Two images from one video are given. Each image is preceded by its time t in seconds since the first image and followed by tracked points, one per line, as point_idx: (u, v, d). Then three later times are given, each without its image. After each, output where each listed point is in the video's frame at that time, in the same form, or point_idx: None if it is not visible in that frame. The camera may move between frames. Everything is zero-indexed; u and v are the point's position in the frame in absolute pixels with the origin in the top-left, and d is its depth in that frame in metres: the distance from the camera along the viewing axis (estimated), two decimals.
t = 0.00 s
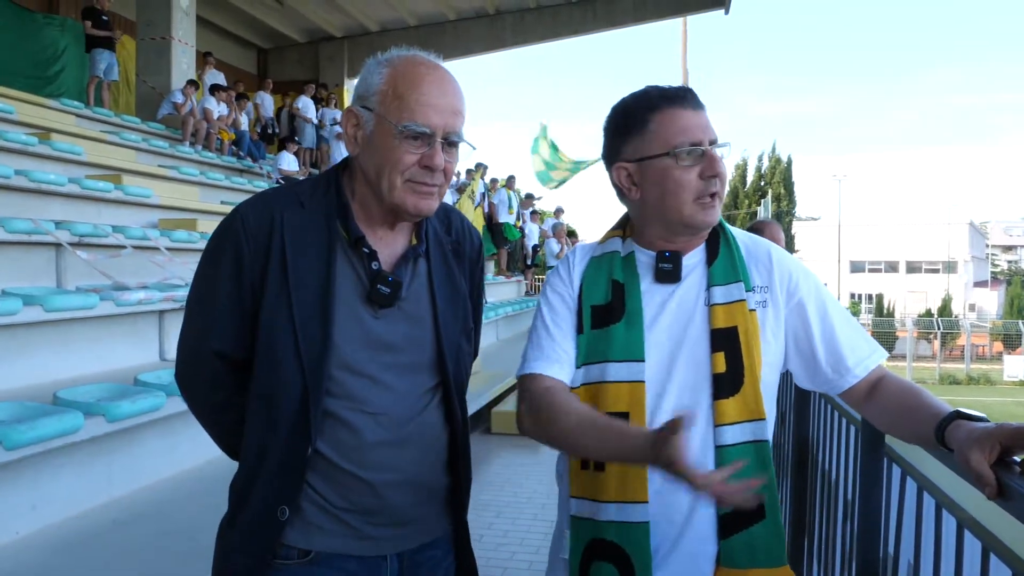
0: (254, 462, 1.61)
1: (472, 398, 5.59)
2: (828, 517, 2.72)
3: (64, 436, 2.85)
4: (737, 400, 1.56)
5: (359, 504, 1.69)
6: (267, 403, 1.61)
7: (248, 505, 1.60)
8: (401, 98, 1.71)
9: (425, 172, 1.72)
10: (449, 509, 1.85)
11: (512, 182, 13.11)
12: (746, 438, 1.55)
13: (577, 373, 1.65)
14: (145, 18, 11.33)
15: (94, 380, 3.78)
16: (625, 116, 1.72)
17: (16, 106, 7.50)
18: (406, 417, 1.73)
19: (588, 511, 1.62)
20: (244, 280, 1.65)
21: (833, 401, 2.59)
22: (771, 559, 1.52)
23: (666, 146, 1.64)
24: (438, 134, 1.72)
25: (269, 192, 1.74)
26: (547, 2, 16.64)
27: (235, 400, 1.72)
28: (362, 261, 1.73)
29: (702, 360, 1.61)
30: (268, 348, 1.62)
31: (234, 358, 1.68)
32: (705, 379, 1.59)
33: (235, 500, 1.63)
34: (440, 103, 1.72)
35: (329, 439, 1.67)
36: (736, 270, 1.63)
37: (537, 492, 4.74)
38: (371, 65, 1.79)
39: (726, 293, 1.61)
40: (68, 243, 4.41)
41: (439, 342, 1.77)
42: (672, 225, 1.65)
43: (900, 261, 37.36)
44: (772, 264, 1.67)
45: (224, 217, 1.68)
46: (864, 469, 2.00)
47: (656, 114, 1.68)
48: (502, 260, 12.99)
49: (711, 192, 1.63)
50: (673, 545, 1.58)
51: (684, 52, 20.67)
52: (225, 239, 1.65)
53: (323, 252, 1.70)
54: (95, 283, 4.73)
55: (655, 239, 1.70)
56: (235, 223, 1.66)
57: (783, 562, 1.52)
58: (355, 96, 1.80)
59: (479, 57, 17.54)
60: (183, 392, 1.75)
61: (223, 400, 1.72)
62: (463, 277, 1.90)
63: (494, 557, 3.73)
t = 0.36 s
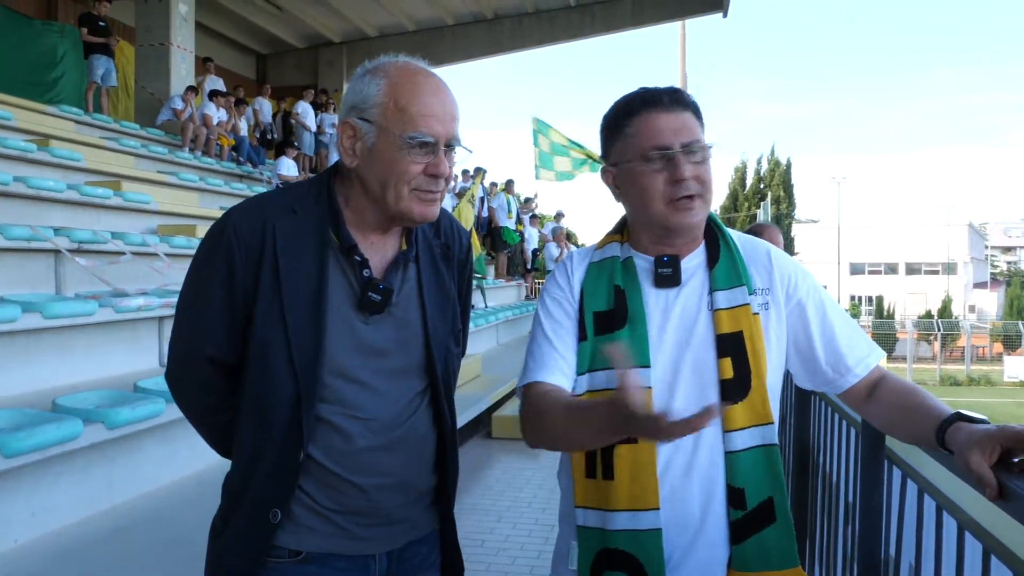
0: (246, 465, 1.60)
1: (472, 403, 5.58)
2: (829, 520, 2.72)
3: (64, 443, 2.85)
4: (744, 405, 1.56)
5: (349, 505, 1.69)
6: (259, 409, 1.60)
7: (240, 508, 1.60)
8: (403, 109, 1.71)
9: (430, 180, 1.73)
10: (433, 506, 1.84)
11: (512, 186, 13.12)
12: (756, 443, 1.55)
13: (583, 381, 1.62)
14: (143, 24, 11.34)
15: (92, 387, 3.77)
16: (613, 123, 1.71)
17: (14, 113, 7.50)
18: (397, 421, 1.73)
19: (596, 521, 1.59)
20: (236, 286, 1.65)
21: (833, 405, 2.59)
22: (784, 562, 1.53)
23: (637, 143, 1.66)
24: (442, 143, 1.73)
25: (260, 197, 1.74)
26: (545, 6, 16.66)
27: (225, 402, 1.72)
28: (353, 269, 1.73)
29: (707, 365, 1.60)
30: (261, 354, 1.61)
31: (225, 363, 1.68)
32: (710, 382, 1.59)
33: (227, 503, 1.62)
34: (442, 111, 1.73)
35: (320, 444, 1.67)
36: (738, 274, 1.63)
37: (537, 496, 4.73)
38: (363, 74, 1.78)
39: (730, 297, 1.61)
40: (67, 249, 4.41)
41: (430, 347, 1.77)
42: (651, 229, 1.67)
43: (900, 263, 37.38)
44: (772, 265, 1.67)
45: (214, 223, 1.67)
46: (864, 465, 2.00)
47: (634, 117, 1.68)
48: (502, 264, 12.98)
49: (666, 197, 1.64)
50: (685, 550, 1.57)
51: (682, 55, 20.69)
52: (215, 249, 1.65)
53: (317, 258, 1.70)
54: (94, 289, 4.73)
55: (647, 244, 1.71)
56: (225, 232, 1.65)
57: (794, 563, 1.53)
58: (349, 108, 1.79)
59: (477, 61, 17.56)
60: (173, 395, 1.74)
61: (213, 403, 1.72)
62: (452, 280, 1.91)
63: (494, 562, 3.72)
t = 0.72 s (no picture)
0: (227, 464, 1.60)
1: (469, 401, 5.59)
2: (824, 519, 2.72)
3: (59, 443, 2.84)
4: (734, 411, 1.56)
5: (332, 504, 1.69)
6: (240, 409, 1.60)
7: (222, 508, 1.60)
8: (385, 113, 1.70)
9: (413, 184, 1.73)
10: (417, 504, 1.85)
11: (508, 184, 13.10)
12: (743, 450, 1.55)
13: (574, 372, 1.64)
14: (137, 23, 11.31)
15: (88, 387, 3.76)
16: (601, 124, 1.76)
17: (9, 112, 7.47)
18: (379, 420, 1.73)
19: (582, 513, 1.61)
20: (216, 285, 1.64)
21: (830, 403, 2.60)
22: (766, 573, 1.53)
23: (616, 142, 1.69)
24: (425, 145, 1.72)
25: (242, 195, 1.73)
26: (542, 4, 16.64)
27: (206, 401, 1.72)
28: (334, 266, 1.72)
29: (699, 368, 1.60)
30: (242, 354, 1.61)
31: (207, 362, 1.68)
32: (701, 387, 1.59)
33: (211, 499, 1.62)
34: (424, 115, 1.72)
35: (302, 443, 1.66)
36: (738, 279, 1.62)
37: (534, 495, 4.74)
38: (346, 73, 1.76)
39: (728, 302, 1.61)
40: (62, 249, 4.40)
41: (412, 344, 1.77)
42: (631, 229, 1.69)
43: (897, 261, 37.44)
44: (779, 272, 1.67)
45: (193, 222, 1.66)
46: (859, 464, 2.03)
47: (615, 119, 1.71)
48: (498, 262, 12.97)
49: (629, 194, 1.66)
50: (664, 551, 1.57)
51: (679, 53, 20.68)
52: (195, 249, 1.63)
53: (298, 257, 1.69)
54: (89, 289, 4.73)
55: (643, 244, 1.72)
56: (205, 229, 1.64)
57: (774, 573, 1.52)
58: (328, 107, 1.77)
59: (473, 59, 17.54)
60: (155, 393, 1.74)
61: (194, 402, 1.71)
62: (434, 274, 1.91)
63: (491, 561, 3.72)
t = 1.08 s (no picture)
0: (213, 466, 1.61)
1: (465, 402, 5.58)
2: (821, 519, 2.74)
3: (57, 442, 2.84)
4: (737, 411, 1.56)
5: (320, 506, 1.68)
6: (226, 411, 1.60)
7: (208, 510, 1.60)
8: (368, 106, 1.70)
9: (398, 176, 1.73)
10: (406, 507, 1.85)
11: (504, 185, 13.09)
12: (747, 451, 1.55)
13: (574, 370, 1.66)
14: (135, 23, 11.29)
15: (86, 387, 3.76)
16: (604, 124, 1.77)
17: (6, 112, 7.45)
18: (365, 418, 1.72)
19: (582, 513, 1.61)
20: (199, 284, 1.64)
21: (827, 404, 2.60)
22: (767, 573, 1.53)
23: (622, 141, 1.69)
24: (408, 137, 1.73)
25: (224, 196, 1.74)
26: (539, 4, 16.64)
27: (189, 403, 1.73)
28: (318, 265, 1.72)
29: (702, 369, 1.60)
30: (226, 355, 1.62)
31: (190, 364, 1.68)
32: (703, 387, 1.59)
33: (195, 504, 1.63)
34: (406, 106, 1.72)
35: (289, 445, 1.67)
36: (741, 279, 1.62)
37: (530, 495, 4.74)
38: (323, 71, 1.76)
39: (731, 303, 1.61)
40: (59, 249, 4.39)
41: (397, 343, 1.77)
42: (638, 228, 1.69)
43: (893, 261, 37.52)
44: (782, 275, 1.67)
45: (176, 223, 1.67)
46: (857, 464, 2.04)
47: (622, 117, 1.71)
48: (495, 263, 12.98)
49: (637, 191, 1.66)
50: (665, 550, 1.57)
51: (676, 52, 20.67)
52: (176, 252, 1.64)
53: (281, 256, 1.69)
54: (86, 289, 4.72)
55: (646, 243, 1.72)
56: (187, 230, 1.65)
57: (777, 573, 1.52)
58: (309, 107, 1.77)
59: (471, 59, 17.54)
60: (140, 395, 1.74)
61: (179, 403, 1.72)
62: (420, 272, 1.91)
63: (488, 561, 3.72)
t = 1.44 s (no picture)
0: (215, 467, 1.60)
1: (465, 401, 5.59)
2: (820, 517, 2.74)
3: (57, 443, 2.84)
4: (733, 409, 1.56)
5: (320, 506, 1.69)
6: (226, 412, 1.60)
7: (210, 510, 1.60)
8: (374, 105, 1.70)
9: (405, 174, 1.73)
10: (406, 506, 1.85)
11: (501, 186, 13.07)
12: (742, 449, 1.55)
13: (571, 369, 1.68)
14: (134, 23, 11.28)
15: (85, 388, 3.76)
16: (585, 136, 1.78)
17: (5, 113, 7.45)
18: (368, 420, 1.74)
19: (579, 511, 1.63)
20: (201, 283, 1.64)
21: (827, 402, 2.60)
22: (763, 571, 1.53)
23: (610, 152, 1.68)
24: (413, 135, 1.73)
25: (225, 195, 1.73)
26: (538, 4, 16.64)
27: (188, 402, 1.73)
28: (321, 265, 1.73)
29: (697, 367, 1.60)
30: (227, 355, 1.61)
31: (191, 363, 1.69)
32: (700, 385, 1.59)
33: (196, 505, 1.63)
34: (413, 105, 1.73)
35: (291, 446, 1.67)
36: (737, 278, 1.63)
37: (530, 494, 4.74)
38: (327, 70, 1.76)
39: (725, 301, 1.61)
40: (58, 249, 4.39)
41: (398, 344, 1.77)
42: (637, 235, 1.69)
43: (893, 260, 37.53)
44: (778, 274, 1.67)
45: (176, 222, 1.66)
46: (858, 463, 2.05)
47: (605, 127, 1.71)
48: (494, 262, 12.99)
49: (633, 201, 1.66)
50: (662, 548, 1.57)
51: (676, 51, 20.64)
52: (178, 252, 1.63)
53: (284, 256, 1.69)
54: (86, 289, 4.73)
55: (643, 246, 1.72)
56: (189, 229, 1.64)
57: (773, 572, 1.52)
58: (313, 105, 1.76)
59: (470, 59, 17.53)
60: (139, 394, 1.74)
61: (180, 403, 1.73)
62: (420, 273, 1.92)
63: (489, 560, 3.72)
